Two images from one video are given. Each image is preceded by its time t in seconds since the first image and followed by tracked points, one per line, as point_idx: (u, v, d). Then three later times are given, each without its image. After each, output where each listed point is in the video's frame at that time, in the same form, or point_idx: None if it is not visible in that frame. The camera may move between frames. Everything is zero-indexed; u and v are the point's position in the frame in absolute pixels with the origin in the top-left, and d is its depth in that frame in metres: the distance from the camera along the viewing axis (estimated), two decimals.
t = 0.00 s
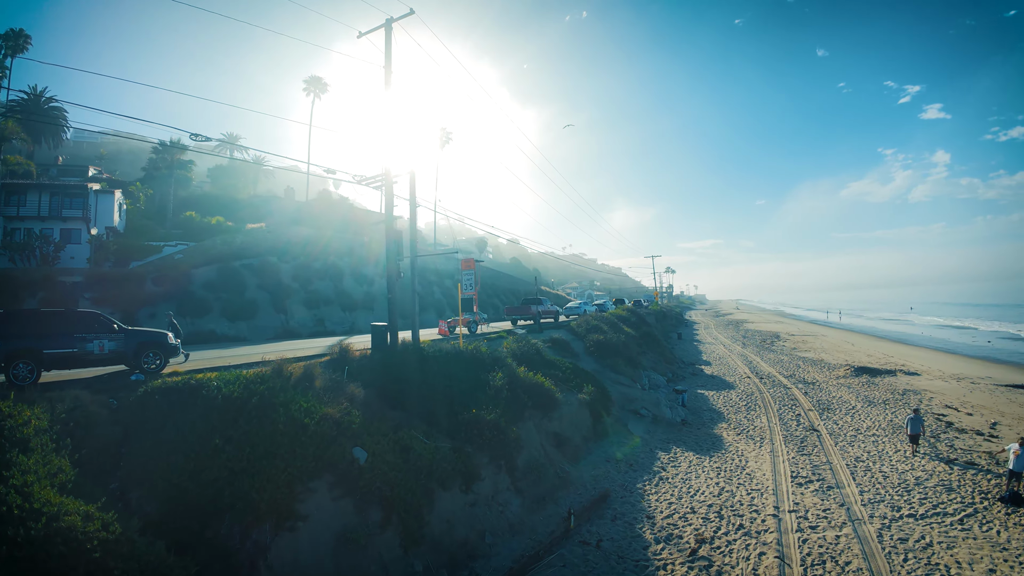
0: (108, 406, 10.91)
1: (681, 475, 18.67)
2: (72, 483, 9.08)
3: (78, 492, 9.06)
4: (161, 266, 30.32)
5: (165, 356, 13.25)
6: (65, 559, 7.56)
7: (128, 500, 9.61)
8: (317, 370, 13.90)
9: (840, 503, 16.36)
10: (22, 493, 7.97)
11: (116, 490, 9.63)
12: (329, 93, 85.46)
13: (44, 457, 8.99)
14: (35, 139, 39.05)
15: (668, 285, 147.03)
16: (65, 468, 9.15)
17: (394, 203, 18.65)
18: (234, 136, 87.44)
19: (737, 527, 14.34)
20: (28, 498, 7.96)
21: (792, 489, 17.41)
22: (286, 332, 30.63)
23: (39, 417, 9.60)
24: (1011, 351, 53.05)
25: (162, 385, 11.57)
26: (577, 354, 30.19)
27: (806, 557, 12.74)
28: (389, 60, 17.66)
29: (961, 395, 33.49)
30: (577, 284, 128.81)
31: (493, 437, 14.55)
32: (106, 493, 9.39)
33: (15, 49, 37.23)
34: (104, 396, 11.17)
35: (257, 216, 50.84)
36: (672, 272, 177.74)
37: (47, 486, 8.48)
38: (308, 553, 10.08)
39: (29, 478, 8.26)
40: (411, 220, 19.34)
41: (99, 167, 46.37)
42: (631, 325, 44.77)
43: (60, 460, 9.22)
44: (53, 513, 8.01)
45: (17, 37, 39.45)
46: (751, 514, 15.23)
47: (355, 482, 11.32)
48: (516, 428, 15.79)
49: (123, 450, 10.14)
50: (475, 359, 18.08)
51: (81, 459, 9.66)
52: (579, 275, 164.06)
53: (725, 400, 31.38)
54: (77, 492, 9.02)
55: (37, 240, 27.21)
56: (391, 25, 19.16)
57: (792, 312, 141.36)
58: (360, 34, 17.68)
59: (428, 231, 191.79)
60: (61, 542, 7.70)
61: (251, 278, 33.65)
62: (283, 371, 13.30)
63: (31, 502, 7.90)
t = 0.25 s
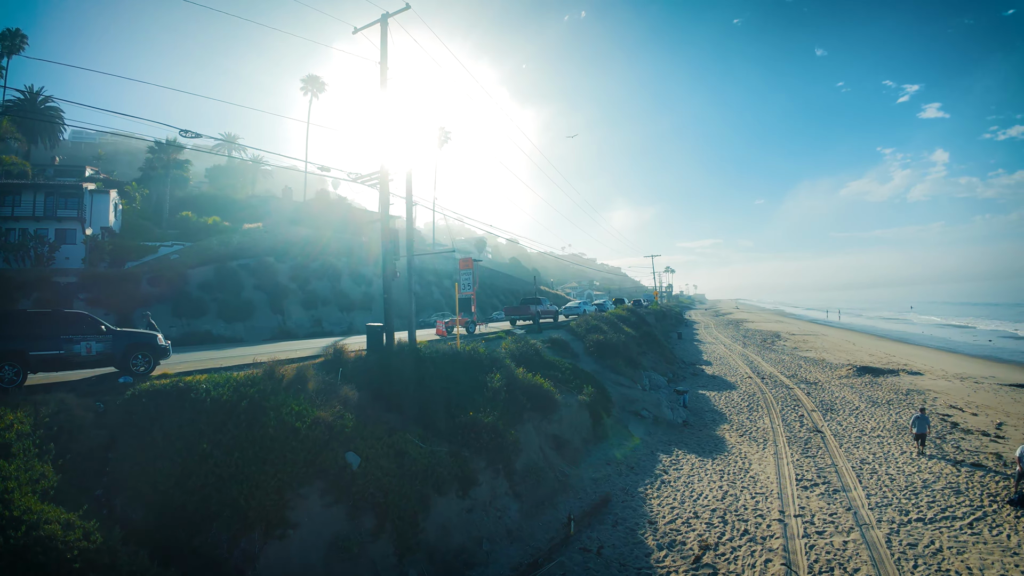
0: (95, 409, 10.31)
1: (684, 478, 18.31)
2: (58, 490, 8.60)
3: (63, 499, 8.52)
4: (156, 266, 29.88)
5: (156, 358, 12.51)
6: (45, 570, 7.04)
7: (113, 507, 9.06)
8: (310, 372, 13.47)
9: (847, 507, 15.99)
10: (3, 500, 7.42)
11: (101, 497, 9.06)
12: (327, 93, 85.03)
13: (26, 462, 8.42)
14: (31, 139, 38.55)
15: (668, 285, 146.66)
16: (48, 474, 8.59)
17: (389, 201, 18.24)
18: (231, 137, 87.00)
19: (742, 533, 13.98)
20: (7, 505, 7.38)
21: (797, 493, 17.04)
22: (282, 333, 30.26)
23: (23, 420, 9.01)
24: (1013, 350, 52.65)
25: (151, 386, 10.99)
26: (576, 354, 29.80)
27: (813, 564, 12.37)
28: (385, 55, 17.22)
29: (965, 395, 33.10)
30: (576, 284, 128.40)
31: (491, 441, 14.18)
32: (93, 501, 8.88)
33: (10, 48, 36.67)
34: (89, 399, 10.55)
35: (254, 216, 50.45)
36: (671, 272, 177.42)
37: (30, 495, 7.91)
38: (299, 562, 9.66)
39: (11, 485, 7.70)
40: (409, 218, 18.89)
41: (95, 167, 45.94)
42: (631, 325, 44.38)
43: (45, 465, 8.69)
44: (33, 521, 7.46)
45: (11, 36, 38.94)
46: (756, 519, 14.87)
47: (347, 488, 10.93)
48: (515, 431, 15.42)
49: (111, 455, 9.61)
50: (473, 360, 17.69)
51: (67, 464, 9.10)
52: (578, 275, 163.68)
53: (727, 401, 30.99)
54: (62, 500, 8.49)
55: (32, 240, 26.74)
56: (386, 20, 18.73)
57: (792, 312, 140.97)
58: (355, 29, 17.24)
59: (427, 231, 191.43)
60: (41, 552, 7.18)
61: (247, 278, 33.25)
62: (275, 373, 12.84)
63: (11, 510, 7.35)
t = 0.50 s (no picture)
0: (86, 411, 9.67)
1: (689, 482, 17.94)
2: (49, 494, 8.06)
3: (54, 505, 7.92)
4: (156, 266, 29.57)
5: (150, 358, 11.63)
6: None
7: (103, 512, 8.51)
8: (307, 373, 13.04)
9: (857, 513, 15.56)
10: None
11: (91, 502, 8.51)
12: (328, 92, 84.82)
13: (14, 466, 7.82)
14: (31, 139, 38.27)
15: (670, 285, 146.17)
16: (36, 478, 8.03)
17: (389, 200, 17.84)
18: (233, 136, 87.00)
19: (749, 539, 13.61)
20: None
21: (806, 497, 16.63)
22: (283, 333, 30.02)
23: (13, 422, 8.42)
24: (1019, 350, 52.04)
25: (144, 388, 10.37)
26: (579, 355, 29.42)
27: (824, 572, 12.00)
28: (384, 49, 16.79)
29: (973, 396, 32.58)
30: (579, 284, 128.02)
31: (492, 444, 13.82)
32: (83, 506, 8.30)
33: (11, 49, 36.20)
34: (81, 401, 9.84)
35: (255, 215, 50.25)
36: (674, 272, 176.84)
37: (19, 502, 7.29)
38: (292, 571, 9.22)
39: None
40: (409, 217, 18.46)
41: (96, 167, 45.76)
42: (634, 324, 43.97)
43: (34, 468, 8.15)
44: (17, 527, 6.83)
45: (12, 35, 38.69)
46: (764, 525, 14.50)
47: (343, 493, 10.47)
48: (516, 434, 15.08)
49: (103, 456, 9.02)
50: (474, 361, 17.34)
51: (59, 468, 8.50)
52: (580, 275, 163.35)
53: (732, 402, 30.58)
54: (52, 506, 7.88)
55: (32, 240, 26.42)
56: (385, 13, 18.29)
57: (795, 311, 140.23)
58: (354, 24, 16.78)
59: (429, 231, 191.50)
60: (24, 560, 6.60)
61: (248, 278, 32.97)
62: (271, 374, 12.37)
63: None
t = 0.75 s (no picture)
0: (86, 411, 9.27)
1: (701, 486, 17.51)
2: (47, 496, 7.41)
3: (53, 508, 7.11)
4: (166, 265, 29.61)
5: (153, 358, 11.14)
6: None
7: (100, 513, 8.17)
8: (312, 372, 12.76)
9: (875, 520, 15.04)
10: None
11: (89, 502, 8.18)
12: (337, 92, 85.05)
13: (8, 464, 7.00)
14: (43, 140, 38.50)
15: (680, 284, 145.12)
16: (33, 479, 7.38)
17: (396, 199, 17.55)
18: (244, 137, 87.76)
19: (764, 547, 13.19)
20: None
21: (821, 504, 16.13)
22: (291, 332, 29.99)
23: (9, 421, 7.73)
24: None
25: (145, 388, 9.97)
26: (588, 355, 29.02)
27: None
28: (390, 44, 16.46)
29: (992, 399, 31.72)
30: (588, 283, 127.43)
31: (499, 447, 13.47)
32: (81, 508, 7.98)
33: (21, 50, 35.95)
34: (82, 400, 9.52)
35: (265, 215, 50.43)
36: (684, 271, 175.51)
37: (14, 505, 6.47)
38: None
39: None
40: (416, 215, 18.12)
41: (108, 167, 46.10)
42: (644, 325, 43.46)
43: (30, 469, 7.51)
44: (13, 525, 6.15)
45: (24, 36, 38.95)
46: (778, 532, 14.05)
47: (345, 496, 10.04)
48: (524, 436, 14.73)
49: (103, 457, 8.69)
50: (481, 361, 17.03)
51: (58, 468, 8.12)
52: (590, 274, 162.74)
53: (744, 404, 30.04)
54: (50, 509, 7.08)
55: (41, 239, 26.66)
56: (390, 8, 17.96)
57: (808, 311, 138.46)
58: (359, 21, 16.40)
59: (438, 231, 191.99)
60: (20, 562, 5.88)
61: (257, 278, 32.97)
62: (273, 374, 12.02)
63: None
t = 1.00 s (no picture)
0: (99, 408, 9.21)
1: (721, 492, 16.97)
2: (57, 493, 6.91)
3: (64, 505, 6.85)
4: (186, 264, 30.00)
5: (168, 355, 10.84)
6: None
7: (111, 510, 8.15)
8: (325, 371, 12.55)
9: (903, 530, 14.34)
10: None
11: (100, 500, 8.17)
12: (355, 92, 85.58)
13: (18, 460, 6.72)
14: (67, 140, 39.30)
15: (699, 285, 142.97)
16: (43, 476, 6.88)
17: (411, 197, 17.38)
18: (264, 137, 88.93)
19: (786, 558, 12.65)
20: None
21: (847, 513, 15.46)
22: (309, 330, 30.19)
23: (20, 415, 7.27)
24: None
25: (157, 384, 9.79)
26: (605, 356, 28.53)
27: None
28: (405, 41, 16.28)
29: None
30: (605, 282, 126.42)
31: (512, 449, 13.16)
32: (92, 506, 7.93)
33: (45, 52, 36.21)
34: (95, 397, 9.47)
35: (284, 214, 50.96)
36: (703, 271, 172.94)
37: (23, 503, 6.25)
38: None
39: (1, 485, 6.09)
40: (431, 213, 17.87)
41: (131, 167, 46.98)
42: (663, 325, 42.74)
43: (40, 464, 7.01)
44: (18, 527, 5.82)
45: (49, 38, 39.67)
46: (802, 542, 13.48)
47: (355, 498, 9.70)
48: (539, 438, 14.37)
49: (114, 454, 8.59)
50: (495, 361, 16.71)
51: (70, 466, 8.08)
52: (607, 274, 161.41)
53: (765, 407, 29.24)
54: (61, 508, 6.75)
55: (63, 237, 27.25)
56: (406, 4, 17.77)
57: (831, 312, 135.09)
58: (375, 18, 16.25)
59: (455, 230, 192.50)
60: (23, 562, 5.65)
61: (274, 276, 33.27)
62: (286, 373, 11.77)
63: None
